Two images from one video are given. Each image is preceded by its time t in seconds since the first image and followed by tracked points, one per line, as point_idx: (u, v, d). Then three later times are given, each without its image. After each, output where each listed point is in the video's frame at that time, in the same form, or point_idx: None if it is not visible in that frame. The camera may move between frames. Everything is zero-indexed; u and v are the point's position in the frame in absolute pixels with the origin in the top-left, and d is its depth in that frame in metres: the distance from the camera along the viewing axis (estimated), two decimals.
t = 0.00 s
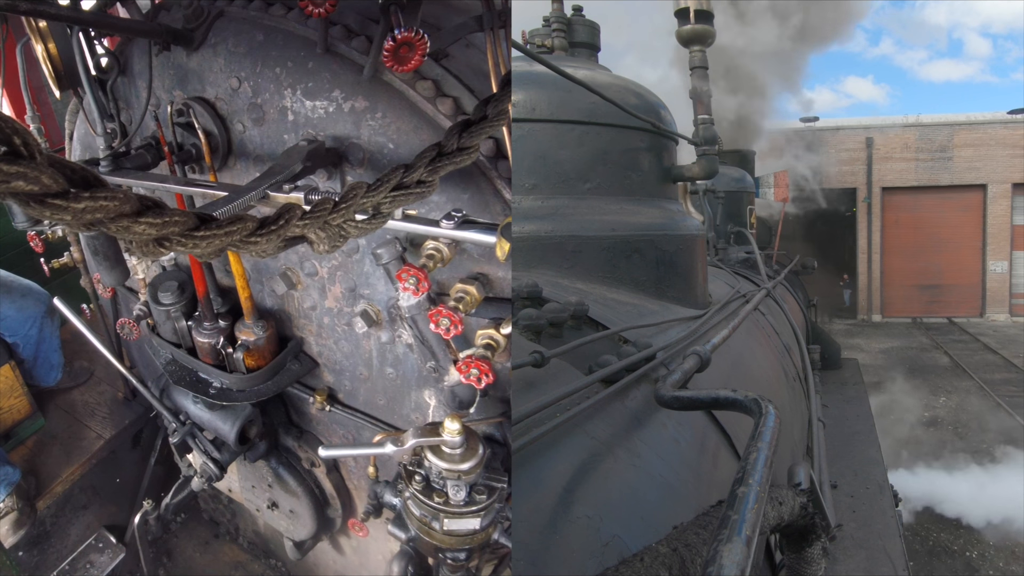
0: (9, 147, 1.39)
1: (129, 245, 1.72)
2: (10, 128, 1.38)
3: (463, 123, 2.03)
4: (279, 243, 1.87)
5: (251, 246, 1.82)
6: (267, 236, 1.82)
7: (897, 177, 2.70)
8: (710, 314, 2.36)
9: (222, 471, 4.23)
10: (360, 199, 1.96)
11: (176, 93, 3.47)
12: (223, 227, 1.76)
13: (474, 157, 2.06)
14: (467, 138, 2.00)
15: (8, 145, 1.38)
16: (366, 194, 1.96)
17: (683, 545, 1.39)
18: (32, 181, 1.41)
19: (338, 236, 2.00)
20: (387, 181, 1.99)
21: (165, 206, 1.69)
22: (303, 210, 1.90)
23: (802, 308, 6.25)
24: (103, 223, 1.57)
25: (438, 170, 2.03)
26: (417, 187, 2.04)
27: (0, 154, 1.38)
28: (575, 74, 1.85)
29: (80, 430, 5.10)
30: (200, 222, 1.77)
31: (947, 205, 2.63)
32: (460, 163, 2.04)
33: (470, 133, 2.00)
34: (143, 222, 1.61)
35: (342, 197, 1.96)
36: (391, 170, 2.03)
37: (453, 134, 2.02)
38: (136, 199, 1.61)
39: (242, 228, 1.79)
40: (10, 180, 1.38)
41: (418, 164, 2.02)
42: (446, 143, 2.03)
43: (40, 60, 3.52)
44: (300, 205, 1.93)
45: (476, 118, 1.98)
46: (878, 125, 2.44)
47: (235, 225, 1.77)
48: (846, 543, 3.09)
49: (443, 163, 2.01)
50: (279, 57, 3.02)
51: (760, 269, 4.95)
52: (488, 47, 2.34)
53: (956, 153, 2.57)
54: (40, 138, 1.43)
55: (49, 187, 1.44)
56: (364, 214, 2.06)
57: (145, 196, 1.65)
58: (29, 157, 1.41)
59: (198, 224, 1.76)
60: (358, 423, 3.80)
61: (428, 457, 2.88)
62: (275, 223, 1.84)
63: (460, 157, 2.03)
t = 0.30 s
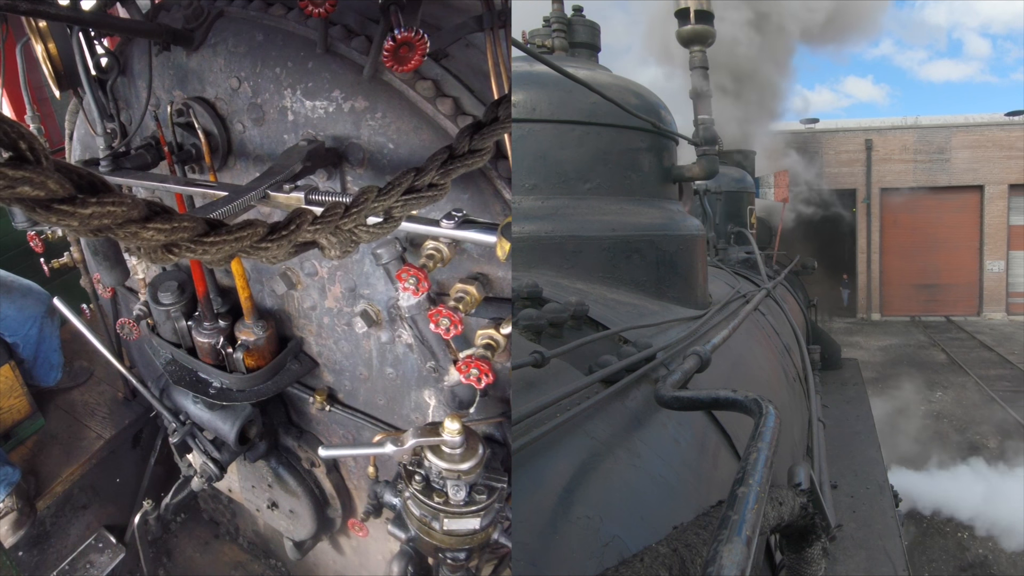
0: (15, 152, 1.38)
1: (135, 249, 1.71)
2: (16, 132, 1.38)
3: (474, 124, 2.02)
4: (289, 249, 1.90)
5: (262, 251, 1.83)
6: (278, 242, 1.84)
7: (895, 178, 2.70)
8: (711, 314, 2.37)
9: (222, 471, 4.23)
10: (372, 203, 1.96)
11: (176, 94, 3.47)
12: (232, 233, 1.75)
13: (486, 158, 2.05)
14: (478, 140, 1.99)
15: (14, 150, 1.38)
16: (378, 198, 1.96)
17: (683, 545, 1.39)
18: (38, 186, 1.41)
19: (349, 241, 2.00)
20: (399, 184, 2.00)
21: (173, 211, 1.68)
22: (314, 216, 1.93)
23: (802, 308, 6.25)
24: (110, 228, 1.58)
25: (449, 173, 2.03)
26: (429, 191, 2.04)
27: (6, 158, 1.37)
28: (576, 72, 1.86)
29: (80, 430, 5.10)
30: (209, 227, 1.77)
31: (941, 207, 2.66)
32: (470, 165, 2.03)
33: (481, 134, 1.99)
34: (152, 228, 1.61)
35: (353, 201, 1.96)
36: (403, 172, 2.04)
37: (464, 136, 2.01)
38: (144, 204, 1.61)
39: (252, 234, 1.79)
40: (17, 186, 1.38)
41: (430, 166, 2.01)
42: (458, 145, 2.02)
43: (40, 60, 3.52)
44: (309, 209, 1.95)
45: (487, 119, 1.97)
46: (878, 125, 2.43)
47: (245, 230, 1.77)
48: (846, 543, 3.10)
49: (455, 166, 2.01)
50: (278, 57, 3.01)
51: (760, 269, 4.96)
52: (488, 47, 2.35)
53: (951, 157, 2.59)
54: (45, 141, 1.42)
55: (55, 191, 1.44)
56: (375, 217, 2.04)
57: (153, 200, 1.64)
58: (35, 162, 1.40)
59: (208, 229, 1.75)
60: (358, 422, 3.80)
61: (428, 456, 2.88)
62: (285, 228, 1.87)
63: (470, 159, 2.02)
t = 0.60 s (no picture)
0: (7, 148, 1.39)
1: (127, 245, 1.72)
2: (8, 130, 1.39)
3: (460, 123, 2.07)
4: (276, 244, 1.87)
5: (249, 247, 1.83)
6: (264, 237, 1.83)
7: (896, 179, 2.66)
8: (711, 314, 2.37)
9: (222, 471, 4.23)
10: (359, 199, 1.95)
11: (176, 94, 3.47)
12: (220, 229, 1.76)
13: (472, 157, 2.08)
14: (465, 138, 2.03)
15: (6, 147, 1.39)
16: (364, 194, 1.95)
17: (683, 545, 1.39)
18: (29, 183, 1.41)
19: (336, 237, 1.98)
20: (385, 181, 1.99)
21: (163, 207, 1.68)
22: (301, 211, 1.90)
23: (803, 308, 6.25)
24: (100, 224, 1.57)
25: (435, 170, 2.04)
26: (415, 187, 2.04)
27: None
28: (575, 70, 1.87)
29: (80, 430, 5.10)
30: (198, 222, 1.77)
31: (941, 208, 2.66)
32: (456, 163, 2.06)
33: (467, 133, 2.04)
34: (141, 224, 1.61)
35: (339, 197, 1.94)
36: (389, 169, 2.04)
37: (450, 134, 2.05)
38: (134, 200, 1.62)
39: (239, 229, 1.79)
40: (8, 182, 1.38)
41: (417, 163, 2.02)
42: (444, 143, 2.05)
43: (41, 61, 3.53)
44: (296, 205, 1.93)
45: (473, 117, 2.02)
46: (877, 127, 2.43)
47: (232, 225, 1.77)
48: (846, 543, 3.12)
49: (441, 163, 2.03)
50: (278, 57, 3.01)
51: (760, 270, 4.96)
52: (488, 47, 2.35)
53: (949, 157, 2.56)
54: (37, 139, 1.43)
55: (47, 187, 1.45)
56: (361, 214, 2.03)
57: (143, 197, 1.65)
58: (27, 159, 1.41)
59: (196, 224, 1.76)
60: (358, 423, 3.80)
61: (428, 457, 2.88)
62: (272, 224, 1.84)
63: (456, 156, 2.05)
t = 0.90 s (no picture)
0: (5, 146, 1.39)
1: (123, 243, 1.72)
2: (6, 127, 1.38)
3: (455, 122, 2.07)
4: (270, 241, 1.87)
5: (244, 243, 1.82)
6: (259, 233, 1.83)
7: (894, 180, 2.67)
8: (710, 316, 2.40)
9: (222, 471, 4.23)
10: (353, 196, 1.95)
11: (176, 94, 3.47)
12: (215, 226, 1.76)
13: (464, 156, 2.10)
14: (458, 136, 2.04)
15: (3, 145, 1.39)
16: (359, 191, 1.95)
17: (683, 545, 1.39)
18: (26, 180, 1.42)
19: (330, 234, 1.97)
20: (379, 178, 2.00)
21: (159, 204, 1.68)
22: (296, 208, 1.89)
23: (803, 308, 6.25)
24: (96, 221, 1.57)
25: (429, 168, 2.05)
26: (408, 185, 2.05)
27: None
28: (573, 70, 1.85)
29: (80, 430, 5.10)
30: (192, 219, 1.77)
31: (935, 207, 2.70)
32: (449, 161, 2.07)
33: (460, 131, 2.04)
34: (137, 221, 1.61)
35: (333, 195, 1.95)
36: (383, 167, 2.04)
37: (444, 132, 2.06)
38: (130, 197, 1.62)
39: (234, 226, 1.78)
40: (5, 179, 1.38)
41: (411, 161, 2.03)
42: (438, 141, 2.06)
43: (41, 61, 3.53)
44: (292, 202, 1.93)
45: (467, 116, 2.03)
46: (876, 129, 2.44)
47: (227, 222, 1.77)
48: (845, 544, 3.13)
49: (434, 161, 2.04)
50: (278, 57, 3.01)
51: (760, 271, 4.96)
52: (488, 47, 2.35)
53: (947, 160, 2.59)
54: (35, 137, 1.43)
55: (43, 184, 1.45)
56: (355, 212, 2.02)
57: (139, 194, 1.65)
58: (24, 156, 1.41)
59: (191, 221, 1.76)
60: (358, 423, 3.80)
61: (428, 456, 2.88)
62: (267, 221, 1.85)
63: (450, 155, 2.06)
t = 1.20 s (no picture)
0: (11, 149, 1.39)
1: (131, 247, 1.72)
2: (11, 131, 1.38)
3: (468, 124, 2.06)
4: (282, 246, 1.88)
5: (255, 249, 1.82)
6: (271, 240, 1.83)
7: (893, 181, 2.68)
8: (710, 317, 2.41)
9: (222, 471, 4.23)
10: (365, 200, 1.94)
11: (176, 94, 3.47)
12: (226, 231, 1.76)
13: (478, 158, 2.07)
14: (471, 139, 2.03)
15: (8, 148, 1.39)
16: (370, 195, 1.95)
17: (683, 545, 1.39)
18: (33, 184, 1.41)
19: (342, 239, 1.97)
20: (392, 182, 1.99)
21: (168, 208, 1.68)
22: (307, 213, 1.91)
23: (803, 308, 6.25)
24: (105, 227, 1.57)
25: (442, 171, 2.02)
26: (421, 189, 2.04)
27: (2, 156, 1.38)
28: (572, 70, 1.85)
29: (80, 430, 5.10)
30: (203, 224, 1.77)
31: (933, 208, 2.72)
32: (462, 164, 2.04)
33: (473, 133, 2.03)
34: (146, 226, 1.61)
35: (346, 199, 1.95)
36: (395, 171, 2.03)
37: (457, 135, 2.05)
38: (139, 202, 1.62)
39: (245, 231, 1.79)
40: (12, 183, 1.38)
41: (423, 165, 2.01)
42: (451, 144, 2.04)
43: (41, 60, 3.52)
44: (304, 207, 1.94)
45: (480, 118, 2.02)
46: (876, 131, 2.44)
47: (238, 228, 1.77)
48: (846, 544, 3.14)
49: (447, 164, 2.01)
50: (278, 57, 3.01)
51: (760, 271, 4.96)
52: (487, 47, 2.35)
53: (945, 161, 2.61)
54: (41, 140, 1.43)
55: (51, 189, 1.44)
56: (369, 216, 2.04)
57: (148, 199, 1.65)
58: (31, 160, 1.41)
59: (202, 227, 1.75)
60: (358, 423, 3.80)
61: (428, 456, 2.88)
62: (278, 226, 1.85)
63: (462, 158, 2.03)
